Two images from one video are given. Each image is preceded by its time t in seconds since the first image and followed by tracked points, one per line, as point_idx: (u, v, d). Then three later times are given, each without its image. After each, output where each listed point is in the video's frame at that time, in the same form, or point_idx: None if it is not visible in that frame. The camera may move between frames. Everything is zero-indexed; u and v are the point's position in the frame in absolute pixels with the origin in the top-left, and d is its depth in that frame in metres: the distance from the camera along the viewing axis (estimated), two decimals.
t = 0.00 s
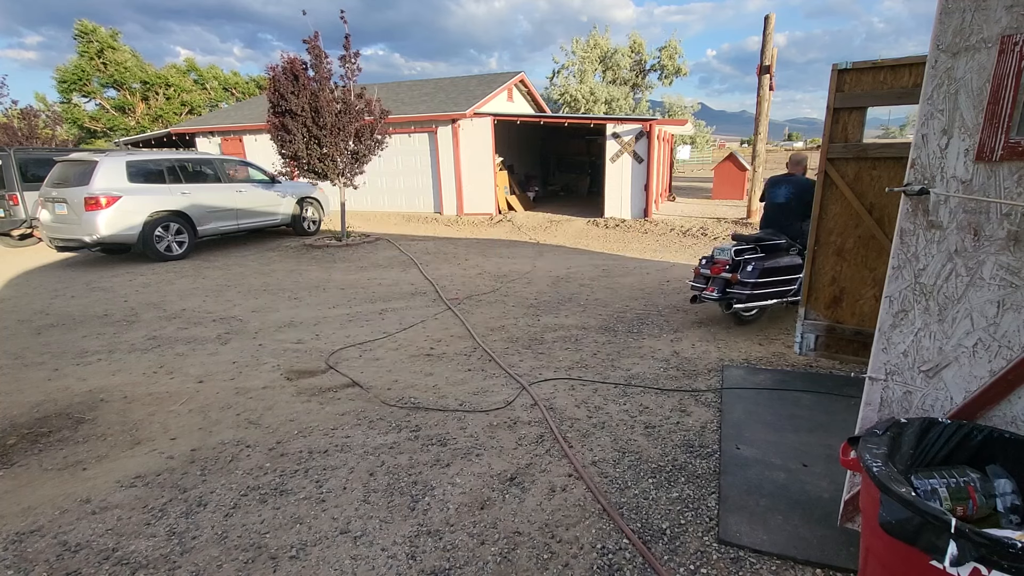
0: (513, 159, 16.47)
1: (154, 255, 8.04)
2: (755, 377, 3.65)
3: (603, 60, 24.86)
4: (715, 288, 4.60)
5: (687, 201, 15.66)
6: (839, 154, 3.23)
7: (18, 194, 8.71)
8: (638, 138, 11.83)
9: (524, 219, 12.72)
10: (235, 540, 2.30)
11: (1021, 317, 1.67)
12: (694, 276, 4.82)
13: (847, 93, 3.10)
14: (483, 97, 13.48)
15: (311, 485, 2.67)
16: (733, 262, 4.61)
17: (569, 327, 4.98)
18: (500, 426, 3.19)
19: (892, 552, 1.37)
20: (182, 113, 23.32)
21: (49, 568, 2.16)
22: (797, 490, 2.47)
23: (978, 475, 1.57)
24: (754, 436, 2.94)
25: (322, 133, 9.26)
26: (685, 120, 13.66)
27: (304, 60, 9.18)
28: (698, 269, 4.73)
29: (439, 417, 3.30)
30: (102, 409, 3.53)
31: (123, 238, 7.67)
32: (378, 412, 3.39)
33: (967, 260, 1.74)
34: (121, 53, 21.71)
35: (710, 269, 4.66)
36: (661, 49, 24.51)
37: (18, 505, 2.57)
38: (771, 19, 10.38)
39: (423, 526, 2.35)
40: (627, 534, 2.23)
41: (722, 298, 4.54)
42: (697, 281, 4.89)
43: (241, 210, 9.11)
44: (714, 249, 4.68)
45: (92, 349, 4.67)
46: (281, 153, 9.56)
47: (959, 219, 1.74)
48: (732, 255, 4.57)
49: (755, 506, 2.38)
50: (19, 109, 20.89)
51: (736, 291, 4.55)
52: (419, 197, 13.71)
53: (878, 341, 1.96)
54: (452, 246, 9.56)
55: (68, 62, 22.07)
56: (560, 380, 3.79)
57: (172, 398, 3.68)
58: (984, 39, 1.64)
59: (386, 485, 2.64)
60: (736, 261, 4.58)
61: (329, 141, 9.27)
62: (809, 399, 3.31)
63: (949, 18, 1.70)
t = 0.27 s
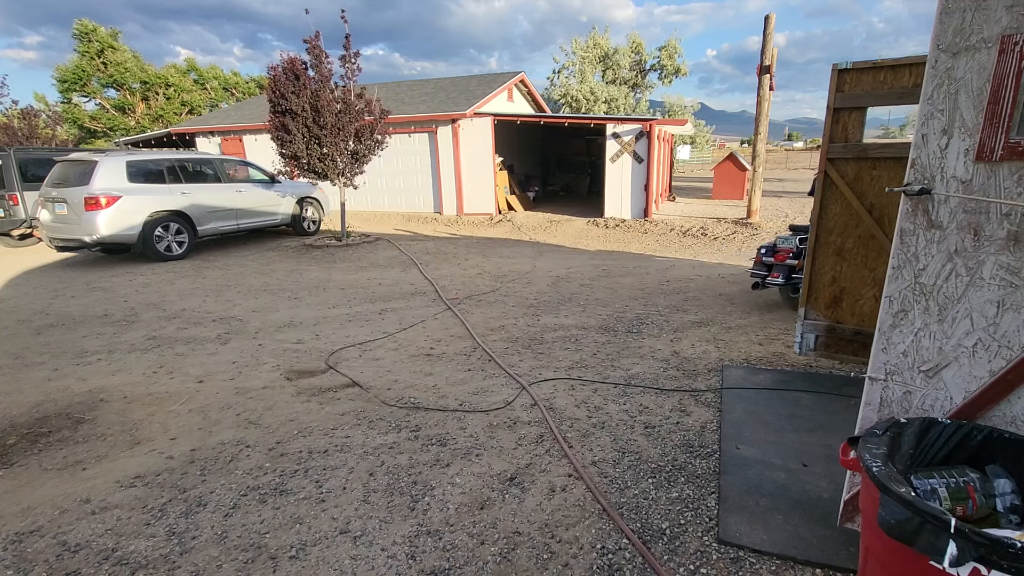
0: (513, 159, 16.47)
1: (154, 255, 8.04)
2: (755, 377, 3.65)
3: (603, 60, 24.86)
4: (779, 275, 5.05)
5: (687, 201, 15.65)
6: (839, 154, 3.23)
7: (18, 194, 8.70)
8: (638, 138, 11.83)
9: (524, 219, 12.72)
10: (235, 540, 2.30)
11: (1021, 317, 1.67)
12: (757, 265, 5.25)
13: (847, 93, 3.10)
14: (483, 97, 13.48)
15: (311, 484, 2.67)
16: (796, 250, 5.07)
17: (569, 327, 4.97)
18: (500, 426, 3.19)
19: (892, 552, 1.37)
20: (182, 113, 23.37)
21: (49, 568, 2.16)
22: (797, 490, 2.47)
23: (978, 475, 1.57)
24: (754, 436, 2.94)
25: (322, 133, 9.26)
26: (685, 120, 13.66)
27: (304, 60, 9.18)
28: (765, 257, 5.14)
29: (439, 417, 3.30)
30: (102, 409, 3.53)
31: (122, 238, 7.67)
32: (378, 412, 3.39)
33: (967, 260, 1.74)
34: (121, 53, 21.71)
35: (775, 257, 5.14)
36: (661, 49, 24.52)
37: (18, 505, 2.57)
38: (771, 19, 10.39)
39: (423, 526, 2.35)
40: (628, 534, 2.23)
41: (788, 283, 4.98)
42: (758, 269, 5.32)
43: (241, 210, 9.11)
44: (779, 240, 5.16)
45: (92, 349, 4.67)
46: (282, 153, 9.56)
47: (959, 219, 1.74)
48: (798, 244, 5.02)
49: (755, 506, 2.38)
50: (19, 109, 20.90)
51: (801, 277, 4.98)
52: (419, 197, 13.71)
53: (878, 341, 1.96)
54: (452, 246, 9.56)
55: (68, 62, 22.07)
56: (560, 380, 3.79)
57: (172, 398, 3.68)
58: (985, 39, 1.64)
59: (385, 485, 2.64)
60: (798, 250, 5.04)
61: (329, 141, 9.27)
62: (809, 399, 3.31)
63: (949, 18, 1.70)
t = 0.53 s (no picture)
0: (513, 159, 16.47)
1: (154, 255, 8.05)
2: (755, 377, 3.65)
3: (603, 60, 24.86)
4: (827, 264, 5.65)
5: (687, 201, 15.65)
6: (839, 154, 3.23)
7: (18, 194, 8.71)
8: (639, 138, 11.83)
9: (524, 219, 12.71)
10: (235, 540, 2.30)
11: (1021, 317, 1.67)
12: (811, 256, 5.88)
13: (847, 93, 3.10)
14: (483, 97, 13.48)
15: (311, 484, 2.67)
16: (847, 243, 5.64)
17: (569, 327, 4.97)
18: (500, 426, 3.19)
19: (893, 552, 1.37)
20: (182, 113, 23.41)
21: (49, 568, 2.16)
22: (797, 489, 2.47)
23: (978, 475, 1.57)
24: (754, 436, 2.95)
25: (322, 133, 9.26)
26: (685, 120, 13.66)
27: (304, 60, 9.18)
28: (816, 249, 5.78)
29: (439, 417, 3.30)
30: (102, 409, 3.53)
31: (122, 238, 7.67)
32: (378, 412, 3.39)
33: (967, 260, 1.74)
34: (121, 53, 21.73)
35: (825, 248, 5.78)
36: (661, 49, 24.52)
37: (18, 505, 2.57)
38: (772, 19, 10.39)
39: (423, 526, 2.35)
40: (627, 535, 2.23)
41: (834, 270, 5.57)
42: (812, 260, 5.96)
43: (241, 210, 9.11)
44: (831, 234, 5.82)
45: (92, 349, 4.67)
46: (282, 153, 9.57)
47: (959, 219, 1.74)
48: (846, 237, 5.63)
49: (755, 506, 2.38)
50: (19, 109, 20.92)
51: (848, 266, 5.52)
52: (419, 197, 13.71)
53: (878, 341, 1.96)
54: (452, 246, 9.56)
55: (68, 62, 22.08)
56: (560, 380, 3.79)
57: (172, 398, 3.68)
58: (985, 39, 1.64)
59: (386, 485, 2.64)
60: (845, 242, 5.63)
61: (330, 141, 9.27)
62: (809, 399, 3.31)
63: (949, 18, 1.70)
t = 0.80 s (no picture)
0: (513, 159, 16.47)
1: (154, 255, 8.05)
2: (755, 377, 3.65)
3: (603, 60, 24.86)
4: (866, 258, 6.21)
5: (687, 201, 15.65)
6: (839, 154, 3.23)
7: (18, 194, 8.71)
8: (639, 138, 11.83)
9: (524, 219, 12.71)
10: (235, 540, 2.30)
11: (1021, 317, 1.67)
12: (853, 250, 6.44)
13: (847, 93, 3.10)
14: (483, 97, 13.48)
15: (311, 485, 2.67)
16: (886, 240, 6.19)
17: (568, 327, 4.97)
18: (500, 426, 3.19)
19: (893, 553, 1.37)
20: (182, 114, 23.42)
21: (49, 568, 2.16)
22: (797, 489, 2.47)
23: (978, 475, 1.57)
24: (754, 436, 2.95)
25: (322, 133, 9.26)
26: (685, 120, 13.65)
27: (304, 61, 9.18)
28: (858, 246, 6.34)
29: (439, 417, 3.30)
30: (102, 409, 3.54)
31: (122, 238, 7.67)
32: (378, 412, 3.39)
33: (967, 260, 1.74)
34: (121, 53, 21.74)
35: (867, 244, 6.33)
36: (661, 49, 24.52)
37: (18, 505, 2.57)
38: (772, 19, 10.38)
39: (423, 526, 2.35)
40: (628, 535, 2.23)
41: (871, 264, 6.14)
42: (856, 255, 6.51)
43: (241, 210, 9.11)
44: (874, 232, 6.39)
45: (92, 349, 4.67)
46: (282, 153, 9.56)
47: (959, 219, 1.74)
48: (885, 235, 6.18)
49: (755, 506, 2.38)
50: (19, 109, 20.93)
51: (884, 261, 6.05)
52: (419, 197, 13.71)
53: (878, 341, 1.96)
54: (452, 246, 9.55)
55: (68, 62, 22.08)
56: (560, 380, 3.79)
57: (172, 398, 3.68)
58: (985, 39, 1.64)
59: (386, 485, 2.64)
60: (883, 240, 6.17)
61: (329, 141, 9.27)
62: (809, 399, 3.31)
63: (949, 18, 1.70)
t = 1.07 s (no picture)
0: (513, 159, 16.46)
1: (154, 255, 8.05)
2: (754, 377, 3.65)
3: (603, 60, 24.86)
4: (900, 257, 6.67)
5: (687, 201, 15.65)
6: (839, 154, 3.23)
7: (18, 194, 8.71)
8: (639, 138, 11.83)
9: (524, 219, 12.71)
10: (235, 540, 2.30)
11: (1021, 317, 1.67)
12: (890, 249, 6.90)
13: (847, 93, 3.10)
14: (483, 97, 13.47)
15: (311, 485, 2.67)
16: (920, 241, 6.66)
17: (568, 327, 4.98)
18: (500, 426, 3.19)
19: (892, 552, 1.37)
20: (182, 114, 23.44)
21: (49, 568, 2.16)
22: (797, 490, 2.47)
23: (978, 475, 1.57)
24: (754, 436, 2.95)
25: (322, 133, 9.25)
26: (685, 120, 13.65)
27: (304, 61, 9.17)
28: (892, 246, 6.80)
29: (439, 417, 3.30)
30: (102, 409, 3.54)
31: (122, 238, 7.67)
32: (378, 412, 3.40)
33: (967, 260, 1.74)
34: (121, 53, 21.76)
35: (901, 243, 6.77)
36: (661, 49, 24.54)
37: (18, 505, 2.57)
38: (771, 19, 10.39)
39: (423, 526, 2.35)
40: (627, 534, 2.23)
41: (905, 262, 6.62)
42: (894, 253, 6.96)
43: (241, 210, 9.12)
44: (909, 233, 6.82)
45: (92, 349, 4.67)
46: (282, 153, 9.56)
47: (959, 219, 1.74)
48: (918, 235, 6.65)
49: (755, 506, 2.38)
50: (19, 109, 20.95)
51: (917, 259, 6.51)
52: (419, 197, 13.71)
53: (878, 341, 1.97)
54: (452, 246, 9.55)
55: (68, 62, 22.07)
56: (560, 380, 3.79)
57: (172, 398, 3.68)
58: (984, 39, 1.64)
59: (386, 485, 2.64)
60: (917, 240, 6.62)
61: (329, 141, 9.27)
62: (810, 399, 3.31)
63: (949, 18, 1.70)
